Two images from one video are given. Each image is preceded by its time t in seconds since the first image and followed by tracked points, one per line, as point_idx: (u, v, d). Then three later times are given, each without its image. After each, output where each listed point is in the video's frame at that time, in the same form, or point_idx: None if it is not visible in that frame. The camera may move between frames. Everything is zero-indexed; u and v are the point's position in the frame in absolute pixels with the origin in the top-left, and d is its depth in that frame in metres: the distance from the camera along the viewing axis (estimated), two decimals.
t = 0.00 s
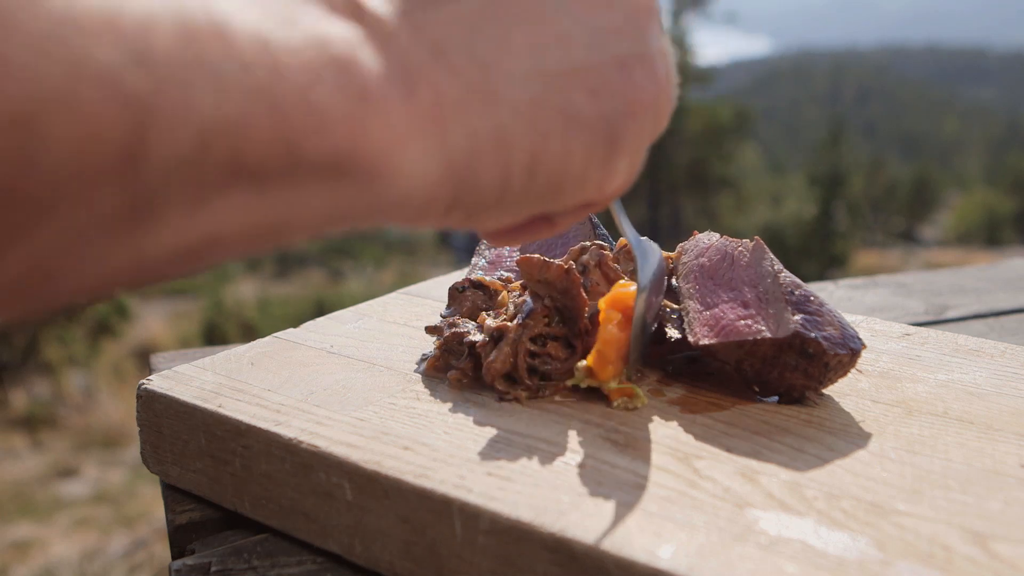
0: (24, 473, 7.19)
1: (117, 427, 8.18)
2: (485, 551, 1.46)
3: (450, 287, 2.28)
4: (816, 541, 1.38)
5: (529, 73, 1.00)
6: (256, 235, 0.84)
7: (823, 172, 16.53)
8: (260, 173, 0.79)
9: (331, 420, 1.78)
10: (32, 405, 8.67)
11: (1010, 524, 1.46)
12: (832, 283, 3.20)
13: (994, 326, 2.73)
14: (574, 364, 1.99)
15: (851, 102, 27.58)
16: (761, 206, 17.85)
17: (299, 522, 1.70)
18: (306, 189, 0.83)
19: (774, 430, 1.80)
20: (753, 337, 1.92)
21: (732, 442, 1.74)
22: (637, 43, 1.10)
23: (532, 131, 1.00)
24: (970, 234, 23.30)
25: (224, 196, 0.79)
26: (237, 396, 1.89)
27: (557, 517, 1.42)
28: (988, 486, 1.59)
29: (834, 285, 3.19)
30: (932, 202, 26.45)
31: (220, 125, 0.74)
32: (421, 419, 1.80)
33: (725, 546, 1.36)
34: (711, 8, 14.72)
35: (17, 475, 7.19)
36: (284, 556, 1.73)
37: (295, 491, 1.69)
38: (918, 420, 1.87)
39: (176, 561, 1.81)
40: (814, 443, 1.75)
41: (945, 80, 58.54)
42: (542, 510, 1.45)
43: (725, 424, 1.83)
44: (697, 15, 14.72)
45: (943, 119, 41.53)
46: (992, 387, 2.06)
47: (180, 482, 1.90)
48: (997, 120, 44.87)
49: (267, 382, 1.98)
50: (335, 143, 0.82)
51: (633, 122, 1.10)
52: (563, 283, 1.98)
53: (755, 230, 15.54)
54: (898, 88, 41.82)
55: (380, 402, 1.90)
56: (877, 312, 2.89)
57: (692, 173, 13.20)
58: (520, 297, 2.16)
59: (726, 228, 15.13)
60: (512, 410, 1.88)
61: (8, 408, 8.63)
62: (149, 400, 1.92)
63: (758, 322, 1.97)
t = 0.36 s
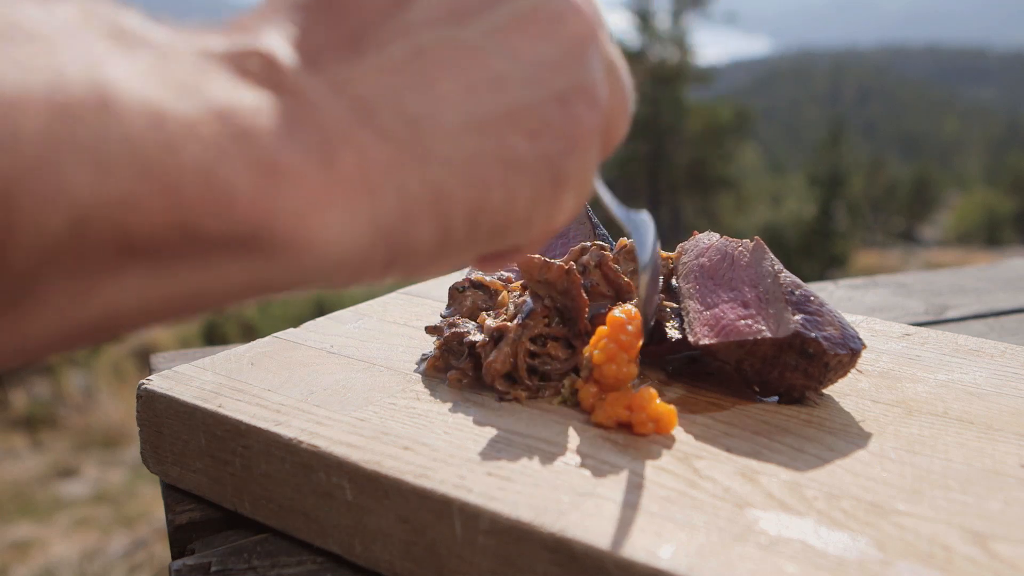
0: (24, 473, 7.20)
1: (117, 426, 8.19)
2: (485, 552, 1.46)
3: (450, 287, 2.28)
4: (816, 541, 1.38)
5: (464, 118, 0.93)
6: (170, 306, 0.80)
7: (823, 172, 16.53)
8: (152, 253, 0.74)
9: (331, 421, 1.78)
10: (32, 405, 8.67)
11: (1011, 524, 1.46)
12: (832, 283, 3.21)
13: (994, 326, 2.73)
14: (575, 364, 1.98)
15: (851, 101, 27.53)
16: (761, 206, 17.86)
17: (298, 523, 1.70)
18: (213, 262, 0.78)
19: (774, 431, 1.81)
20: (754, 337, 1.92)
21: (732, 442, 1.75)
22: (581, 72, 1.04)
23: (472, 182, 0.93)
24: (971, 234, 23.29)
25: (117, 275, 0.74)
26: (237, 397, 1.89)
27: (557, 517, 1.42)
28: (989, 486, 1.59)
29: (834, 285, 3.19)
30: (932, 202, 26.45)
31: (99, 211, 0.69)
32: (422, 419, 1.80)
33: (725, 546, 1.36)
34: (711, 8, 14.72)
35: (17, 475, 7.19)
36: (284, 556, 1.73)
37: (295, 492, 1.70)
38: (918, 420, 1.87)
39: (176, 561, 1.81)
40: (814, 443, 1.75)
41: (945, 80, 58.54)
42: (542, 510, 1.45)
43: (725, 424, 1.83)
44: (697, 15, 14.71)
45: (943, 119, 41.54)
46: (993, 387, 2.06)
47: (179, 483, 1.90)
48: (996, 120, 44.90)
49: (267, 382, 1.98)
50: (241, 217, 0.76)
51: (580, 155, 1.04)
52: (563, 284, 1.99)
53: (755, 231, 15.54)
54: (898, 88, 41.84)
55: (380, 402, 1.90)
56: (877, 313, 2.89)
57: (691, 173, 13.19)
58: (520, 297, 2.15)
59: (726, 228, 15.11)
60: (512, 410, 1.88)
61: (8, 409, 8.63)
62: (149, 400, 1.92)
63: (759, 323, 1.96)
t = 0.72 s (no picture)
0: (24, 473, 7.20)
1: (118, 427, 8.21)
2: (485, 552, 1.46)
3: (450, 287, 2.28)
4: (816, 541, 1.38)
5: (421, 157, 0.90)
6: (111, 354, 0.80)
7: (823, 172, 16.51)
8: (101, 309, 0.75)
9: (331, 421, 1.78)
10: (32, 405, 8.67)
11: (1012, 524, 1.45)
12: (832, 283, 3.21)
13: (994, 326, 2.73)
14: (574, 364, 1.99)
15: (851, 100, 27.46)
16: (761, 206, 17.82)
17: (298, 522, 1.71)
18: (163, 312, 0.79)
19: (774, 430, 1.81)
20: (754, 337, 1.92)
21: (732, 442, 1.75)
22: (546, 104, 0.99)
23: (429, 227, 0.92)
24: (971, 234, 23.24)
25: (69, 324, 0.75)
26: (237, 396, 1.89)
27: (558, 517, 1.42)
28: (989, 486, 1.59)
29: (834, 285, 3.19)
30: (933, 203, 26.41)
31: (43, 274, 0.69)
32: (423, 419, 1.81)
33: (725, 546, 1.36)
34: (712, 8, 14.67)
35: (17, 475, 7.19)
36: (284, 556, 1.73)
37: (295, 491, 1.70)
38: (918, 420, 1.87)
39: (176, 561, 1.81)
40: (813, 443, 1.75)
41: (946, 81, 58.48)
42: (542, 510, 1.45)
43: (724, 424, 1.83)
44: (698, 15, 14.66)
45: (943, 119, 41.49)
46: (993, 387, 2.06)
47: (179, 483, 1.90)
48: (996, 121, 44.83)
49: (268, 381, 1.98)
50: (181, 270, 0.76)
51: (544, 188, 1.01)
52: (564, 284, 1.99)
53: (755, 231, 15.52)
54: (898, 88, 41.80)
55: (380, 402, 1.90)
56: (877, 312, 2.89)
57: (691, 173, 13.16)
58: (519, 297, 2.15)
59: (726, 228, 15.06)
60: (511, 410, 1.88)
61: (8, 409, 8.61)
62: (149, 399, 1.92)
63: (759, 323, 1.97)
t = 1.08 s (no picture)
0: (24, 473, 7.18)
1: (117, 427, 8.20)
2: (485, 551, 1.46)
3: (450, 287, 2.28)
4: (816, 541, 1.38)
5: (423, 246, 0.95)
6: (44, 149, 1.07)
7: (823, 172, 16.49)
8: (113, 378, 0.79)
9: (331, 420, 1.78)
10: (31, 405, 8.64)
11: (1011, 524, 1.46)
12: (832, 283, 3.21)
13: (994, 326, 2.73)
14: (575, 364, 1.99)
15: (852, 99, 27.37)
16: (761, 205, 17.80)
17: (298, 522, 1.71)
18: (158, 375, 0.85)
19: (774, 430, 1.81)
20: (754, 337, 1.92)
21: (732, 442, 1.75)
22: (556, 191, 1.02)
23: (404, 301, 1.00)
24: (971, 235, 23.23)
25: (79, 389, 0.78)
26: (237, 397, 1.89)
27: (559, 518, 1.42)
28: (989, 486, 1.59)
29: (834, 285, 3.19)
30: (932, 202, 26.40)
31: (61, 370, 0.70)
32: (423, 419, 1.81)
33: (725, 546, 1.36)
34: (712, 9, 14.66)
35: (16, 475, 7.18)
36: (284, 556, 1.72)
37: (295, 491, 1.70)
38: (918, 420, 1.87)
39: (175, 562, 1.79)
40: (814, 443, 1.75)
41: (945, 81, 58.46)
42: (543, 510, 1.45)
43: (724, 424, 1.83)
44: (698, 15, 14.64)
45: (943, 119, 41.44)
46: (993, 387, 2.06)
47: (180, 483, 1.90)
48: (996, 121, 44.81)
49: (267, 382, 1.99)
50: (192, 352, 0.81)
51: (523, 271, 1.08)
52: (564, 285, 1.99)
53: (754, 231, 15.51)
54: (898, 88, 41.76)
55: (380, 402, 1.90)
56: (877, 313, 2.89)
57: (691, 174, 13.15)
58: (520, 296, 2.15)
59: (726, 228, 15.05)
60: (511, 411, 1.88)
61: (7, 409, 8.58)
62: (149, 399, 1.91)
63: (759, 322, 1.96)
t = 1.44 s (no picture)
0: (24, 473, 7.18)
1: (117, 427, 8.20)
2: (484, 551, 1.46)
3: (450, 288, 2.28)
4: (817, 541, 1.38)
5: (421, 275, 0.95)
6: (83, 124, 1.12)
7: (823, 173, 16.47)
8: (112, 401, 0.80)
9: (331, 420, 1.78)
10: (31, 405, 8.60)
11: (1011, 524, 1.46)
12: (832, 283, 3.21)
13: (994, 326, 2.73)
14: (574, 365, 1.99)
15: (852, 100, 27.34)
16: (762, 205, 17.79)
17: (298, 522, 1.71)
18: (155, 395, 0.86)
19: (774, 430, 1.81)
20: (754, 337, 1.92)
21: (732, 442, 1.75)
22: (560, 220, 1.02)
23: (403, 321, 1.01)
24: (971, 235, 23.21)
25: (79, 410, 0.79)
26: (237, 396, 1.89)
27: (559, 518, 1.42)
28: (988, 486, 1.59)
29: (834, 285, 3.19)
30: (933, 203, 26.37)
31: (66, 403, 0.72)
32: (423, 420, 1.81)
33: (725, 547, 1.36)
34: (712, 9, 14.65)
35: (16, 475, 7.17)
36: (284, 556, 1.72)
37: (295, 491, 1.70)
38: (918, 420, 1.87)
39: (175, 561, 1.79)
40: (814, 443, 1.75)
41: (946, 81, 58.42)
42: (543, 511, 1.45)
43: (724, 424, 1.84)
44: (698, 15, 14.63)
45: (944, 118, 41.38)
46: (993, 387, 2.06)
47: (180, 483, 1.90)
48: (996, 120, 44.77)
49: (267, 382, 1.99)
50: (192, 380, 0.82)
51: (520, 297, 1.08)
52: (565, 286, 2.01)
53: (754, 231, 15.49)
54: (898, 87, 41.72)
55: (379, 402, 1.90)
56: (878, 312, 2.89)
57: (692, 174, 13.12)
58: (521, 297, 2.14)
59: (725, 228, 15.04)
60: (512, 410, 1.88)
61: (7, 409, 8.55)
62: (149, 399, 1.92)
63: (759, 322, 1.96)
